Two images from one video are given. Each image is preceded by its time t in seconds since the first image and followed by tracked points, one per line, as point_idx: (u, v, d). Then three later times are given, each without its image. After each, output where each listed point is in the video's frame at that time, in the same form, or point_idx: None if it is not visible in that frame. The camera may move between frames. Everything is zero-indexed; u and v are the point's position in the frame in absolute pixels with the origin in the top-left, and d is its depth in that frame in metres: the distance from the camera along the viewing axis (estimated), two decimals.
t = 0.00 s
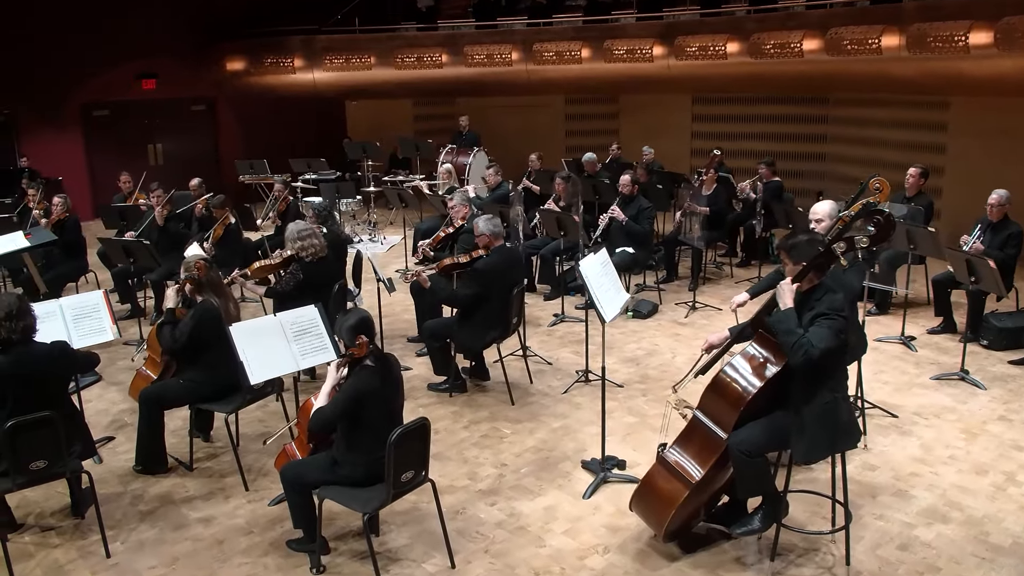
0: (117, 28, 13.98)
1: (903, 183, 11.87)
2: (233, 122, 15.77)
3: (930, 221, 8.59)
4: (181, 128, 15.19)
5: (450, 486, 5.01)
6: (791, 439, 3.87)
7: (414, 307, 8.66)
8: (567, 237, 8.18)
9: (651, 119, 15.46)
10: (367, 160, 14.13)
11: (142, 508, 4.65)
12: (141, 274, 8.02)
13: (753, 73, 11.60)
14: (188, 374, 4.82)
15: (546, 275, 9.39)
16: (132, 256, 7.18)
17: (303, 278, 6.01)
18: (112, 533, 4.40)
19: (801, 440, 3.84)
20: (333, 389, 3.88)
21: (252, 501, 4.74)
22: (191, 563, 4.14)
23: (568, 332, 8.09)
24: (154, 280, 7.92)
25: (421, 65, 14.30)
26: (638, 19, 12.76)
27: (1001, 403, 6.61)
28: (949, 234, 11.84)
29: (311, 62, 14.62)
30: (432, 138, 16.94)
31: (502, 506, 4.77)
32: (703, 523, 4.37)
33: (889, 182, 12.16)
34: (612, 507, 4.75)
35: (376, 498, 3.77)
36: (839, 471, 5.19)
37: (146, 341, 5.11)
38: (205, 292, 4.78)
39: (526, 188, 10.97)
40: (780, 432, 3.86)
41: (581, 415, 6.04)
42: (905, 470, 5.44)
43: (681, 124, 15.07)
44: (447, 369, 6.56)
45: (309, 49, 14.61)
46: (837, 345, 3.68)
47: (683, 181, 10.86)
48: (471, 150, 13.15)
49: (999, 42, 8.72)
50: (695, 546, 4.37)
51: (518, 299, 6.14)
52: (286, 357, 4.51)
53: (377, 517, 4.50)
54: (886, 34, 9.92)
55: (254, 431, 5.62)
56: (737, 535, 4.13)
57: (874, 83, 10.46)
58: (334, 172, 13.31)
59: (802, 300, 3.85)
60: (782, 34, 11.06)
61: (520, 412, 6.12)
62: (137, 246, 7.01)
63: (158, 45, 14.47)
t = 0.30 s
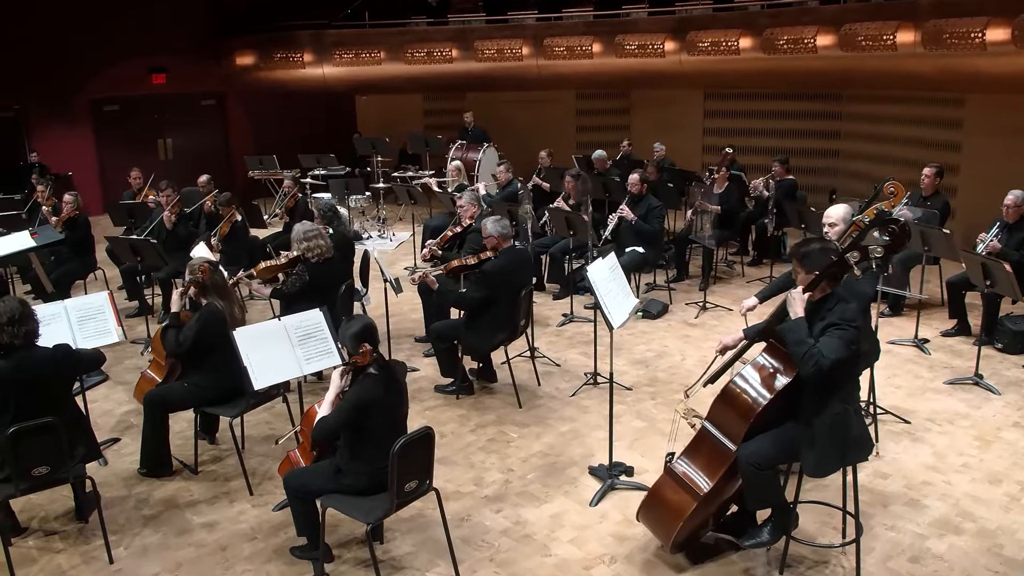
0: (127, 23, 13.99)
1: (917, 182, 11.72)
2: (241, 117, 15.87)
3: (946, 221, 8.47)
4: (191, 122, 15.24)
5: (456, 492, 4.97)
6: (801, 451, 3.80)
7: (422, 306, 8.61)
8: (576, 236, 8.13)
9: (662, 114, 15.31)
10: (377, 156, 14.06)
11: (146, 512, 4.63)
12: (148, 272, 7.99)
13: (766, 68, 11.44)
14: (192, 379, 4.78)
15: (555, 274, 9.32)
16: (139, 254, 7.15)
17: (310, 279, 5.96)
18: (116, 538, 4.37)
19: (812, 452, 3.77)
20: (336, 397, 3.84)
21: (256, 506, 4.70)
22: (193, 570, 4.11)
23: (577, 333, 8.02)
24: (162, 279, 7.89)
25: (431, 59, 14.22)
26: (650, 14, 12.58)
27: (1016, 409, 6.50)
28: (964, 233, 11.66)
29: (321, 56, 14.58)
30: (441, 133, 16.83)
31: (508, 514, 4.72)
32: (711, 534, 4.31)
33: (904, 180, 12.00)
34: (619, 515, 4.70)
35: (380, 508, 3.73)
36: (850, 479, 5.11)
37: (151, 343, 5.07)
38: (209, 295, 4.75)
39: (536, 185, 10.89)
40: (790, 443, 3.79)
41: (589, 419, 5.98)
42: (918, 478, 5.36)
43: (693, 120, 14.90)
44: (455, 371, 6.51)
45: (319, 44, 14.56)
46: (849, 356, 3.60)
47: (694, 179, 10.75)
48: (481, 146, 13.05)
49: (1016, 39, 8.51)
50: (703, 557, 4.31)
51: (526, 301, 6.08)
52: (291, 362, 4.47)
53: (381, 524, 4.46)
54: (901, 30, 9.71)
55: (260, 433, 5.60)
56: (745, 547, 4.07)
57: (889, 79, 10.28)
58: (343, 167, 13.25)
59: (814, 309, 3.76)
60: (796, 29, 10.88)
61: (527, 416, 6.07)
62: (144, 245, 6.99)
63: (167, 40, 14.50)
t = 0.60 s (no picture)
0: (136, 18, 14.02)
1: (932, 181, 11.55)
2: (252, 112, 15.88)
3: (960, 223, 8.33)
4: (201, 118, 15.31)
5: (461, 499, 4.92)
6: (810, 464, 3.72)
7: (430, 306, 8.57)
8: (584, 236, 8.06)
9: (674, 110, 15.19)
10: (386, 152, 13.99)
11: (150, 517, 4.61)
12: (156, 271, 7.98)
13: (779, 65, 11.28)
14: (196, 383, 4.75)
15: (564, 274, 9.26)
16: (146, 254, 7.14)
17: (315, 280, 5.91)
18: (119, 543, 4.35)
19: (821, 466, 3.69)
20: (338, 405, 3.79)
21: (260, 512, 4.67)
22: None
23: (586, 334, 7.96)
24: (170, 277, 7.88)
25: (441, 55, 14.12)
26: (662, 9, 12.40)
27: None
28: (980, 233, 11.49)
29: (330, 51, 14.53)
30: (451, 129, 16.74)
31: (513, 522, 4.67)
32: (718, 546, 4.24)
33: (918, 179, 11.83)
34: (626, 524, 4.64)
35: (382, 518, 3.68)
36: (861, 489, 5.03)
37: (154, 347, 5.05)
38: (213, 299, 4.72)
39: (546, 183, 10.82)
40: (798, 458, 3.73)
41: (596, 424, 5.93)
42: (930, 488, 5.28)
43: (705, 116, 14.76)
44: (462, 374, 6.45)
45: (329, 39, 14.51)
46: (860, 370, 3.51)
47: (706, 177, 10.64)
48: (490, 142, 12.96)
49: None
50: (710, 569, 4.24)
51: (533, 304, 6.02)
52: (294, 368, 4.42)
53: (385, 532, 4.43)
54: (915, 27, 9.46)
55: (264, 436, 5.58)
56: (753, 561, 4.00)
57: (903, 77, 10.10)
58: (352, 163, 13.20)
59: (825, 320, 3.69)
60: (809, 25, 10.70)
61: (534, 420, 6.02)
62: (151, 244, 6.97)
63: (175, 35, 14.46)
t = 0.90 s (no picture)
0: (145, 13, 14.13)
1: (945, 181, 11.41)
2: (262, 107, 15.91)
3: (974, 225, 8.20)
4: (211, 113, 15.39)
5: (465, 506, 4.89)
6: (818, 478, 3.65)
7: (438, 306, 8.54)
8: (592, 237, 7.99)
9: (686, 107, 15.06)
10: (396, 149, 13.94)
11: (153, 522, 4.60)
12: (164, 270, 7.98)
13: (791, 61, 11.12)
14: (199, 388, 4.72)
15: (572, 273, 9.20)
16: (153, 253, 7.12)
17: (320, 282, 5.87)
18: (121, 549, 4.34)
19: (830, 480, 3.63)
20: (340, 414, 3.75)
21: (263, 518, 4.65)
22: None
23: (594, 335, 7.90)
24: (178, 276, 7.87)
25: (451, 51, 14.03)
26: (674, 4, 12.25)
27: None
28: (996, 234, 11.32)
29: (340, 47, 14.51)
30: (462, 124, 16.68)
31: (518, 530, 4.63)
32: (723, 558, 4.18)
33: (933, 178, 11.66)
34: (631, 534, 4.59)
35: (384, 529, 3.65)
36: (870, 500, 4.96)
37: (158, 352, 5.04)
38: (217, 303, 4.69)
39: (555, 180, 10.76)
40: (806, 472, 3.66)
41: (603, 429, 5.87)
42: (941, 499, 5.20)
43: (716, 113, 14.63)
44: (468, 377, 6.41)
45: (339, 35, 14.48)
46: (870, 384, 3.44)
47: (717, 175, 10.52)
48: (500, 139, 12.89)
49: None
50: None
51: (540, 308, 5.97)
52: (298, 374, 4.39)
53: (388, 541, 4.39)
54: (931, 24, 9.26)
55: (269, 439, 5.57)
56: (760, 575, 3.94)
57: (917, 75, 9.93)
58: (362, 160, 13.17)
59: (834, 331, 3.59)
60: (823, 22, 10.50)
61: (540, 424, 5.97)
62: (157, 244, 6.95)
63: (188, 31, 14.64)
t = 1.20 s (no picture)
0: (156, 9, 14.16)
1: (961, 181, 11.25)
2: (273, 102, 15.91)
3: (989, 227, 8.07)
4: (222, 108, 15.44)
5: (470, 512, 4.85)
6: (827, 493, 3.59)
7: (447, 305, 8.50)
8: (602, 238, 7.93)
9: (699, 104, 14.91)
10: (406, 145, 13.88)
11: (157, 526, 4.59)
12: (173, 268, 7.97)
13: (805, 59, 10.94)
14: (204, 392, 4.70)
15: (582, 274, 9.14)
16: (161, 252, 7.11)
17: (327, 284, 5.83)
18: (125, 553, 4.34)
19: (839, 496, 3.56)
20: (343, 423, 3.71)
21: (267, 523, 4.63)
22: None
23: (603, 337, 7.84)
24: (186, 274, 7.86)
25: (462, 47, 13.97)
26: None
27: None
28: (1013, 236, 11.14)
29: (351, 43, 14.47)
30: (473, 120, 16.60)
31: (522, 538, 4.59)
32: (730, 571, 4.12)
33: (950, 178, 11.49)
34: (637, 543, 4.53)
35: (385, 539, 3.61)
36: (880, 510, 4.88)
37: (164, 355, 5.05)
38: (221, 307, 4.67)
39: (566, 178, 10.68)
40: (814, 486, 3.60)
41: (611, 434, 5.82)
42: (952, 510, 5.11)
43: (729, 111, 14.47)
44: (475, 380, 6.38)
45: (350, 31, 14.44)
46: (880, 399, 3.37)
47: (729, 174, 10.40)
48: (511, 136, 12.80)
49: None
50: None
51: (548, 311, 5.91)
52: (302, 380, 4.37)
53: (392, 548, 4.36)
54: (948, 22, 9.11)
55: (275, 441, 5.55)
56: None
57: (933, 73, 9.76)
58: (372, 157, 13.11)
59: (844, 345, 3.52)
60: (837, 19, 10.32)
61: (547, 429, 5.92)
62: (165, 243, 6.93)
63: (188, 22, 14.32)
